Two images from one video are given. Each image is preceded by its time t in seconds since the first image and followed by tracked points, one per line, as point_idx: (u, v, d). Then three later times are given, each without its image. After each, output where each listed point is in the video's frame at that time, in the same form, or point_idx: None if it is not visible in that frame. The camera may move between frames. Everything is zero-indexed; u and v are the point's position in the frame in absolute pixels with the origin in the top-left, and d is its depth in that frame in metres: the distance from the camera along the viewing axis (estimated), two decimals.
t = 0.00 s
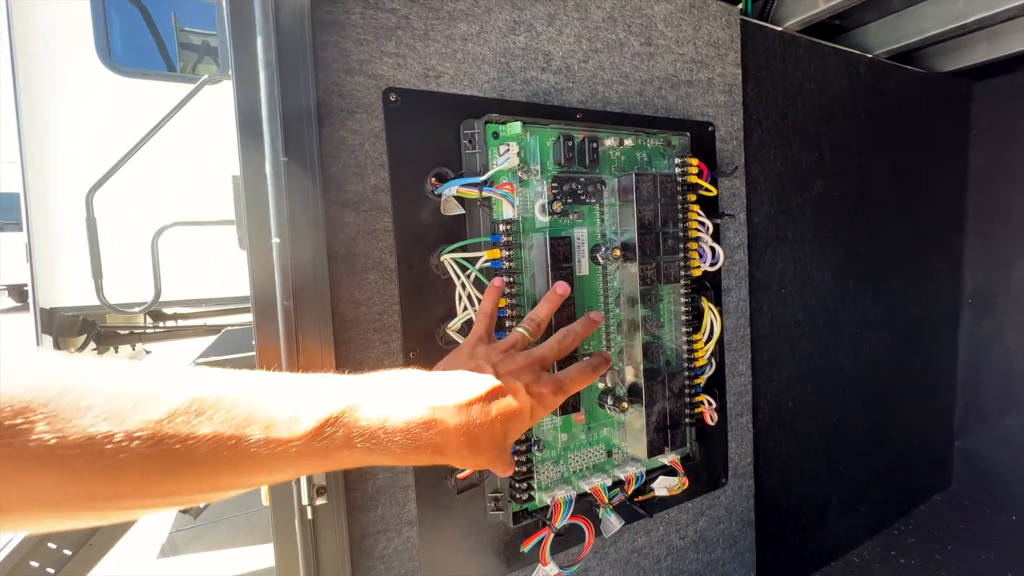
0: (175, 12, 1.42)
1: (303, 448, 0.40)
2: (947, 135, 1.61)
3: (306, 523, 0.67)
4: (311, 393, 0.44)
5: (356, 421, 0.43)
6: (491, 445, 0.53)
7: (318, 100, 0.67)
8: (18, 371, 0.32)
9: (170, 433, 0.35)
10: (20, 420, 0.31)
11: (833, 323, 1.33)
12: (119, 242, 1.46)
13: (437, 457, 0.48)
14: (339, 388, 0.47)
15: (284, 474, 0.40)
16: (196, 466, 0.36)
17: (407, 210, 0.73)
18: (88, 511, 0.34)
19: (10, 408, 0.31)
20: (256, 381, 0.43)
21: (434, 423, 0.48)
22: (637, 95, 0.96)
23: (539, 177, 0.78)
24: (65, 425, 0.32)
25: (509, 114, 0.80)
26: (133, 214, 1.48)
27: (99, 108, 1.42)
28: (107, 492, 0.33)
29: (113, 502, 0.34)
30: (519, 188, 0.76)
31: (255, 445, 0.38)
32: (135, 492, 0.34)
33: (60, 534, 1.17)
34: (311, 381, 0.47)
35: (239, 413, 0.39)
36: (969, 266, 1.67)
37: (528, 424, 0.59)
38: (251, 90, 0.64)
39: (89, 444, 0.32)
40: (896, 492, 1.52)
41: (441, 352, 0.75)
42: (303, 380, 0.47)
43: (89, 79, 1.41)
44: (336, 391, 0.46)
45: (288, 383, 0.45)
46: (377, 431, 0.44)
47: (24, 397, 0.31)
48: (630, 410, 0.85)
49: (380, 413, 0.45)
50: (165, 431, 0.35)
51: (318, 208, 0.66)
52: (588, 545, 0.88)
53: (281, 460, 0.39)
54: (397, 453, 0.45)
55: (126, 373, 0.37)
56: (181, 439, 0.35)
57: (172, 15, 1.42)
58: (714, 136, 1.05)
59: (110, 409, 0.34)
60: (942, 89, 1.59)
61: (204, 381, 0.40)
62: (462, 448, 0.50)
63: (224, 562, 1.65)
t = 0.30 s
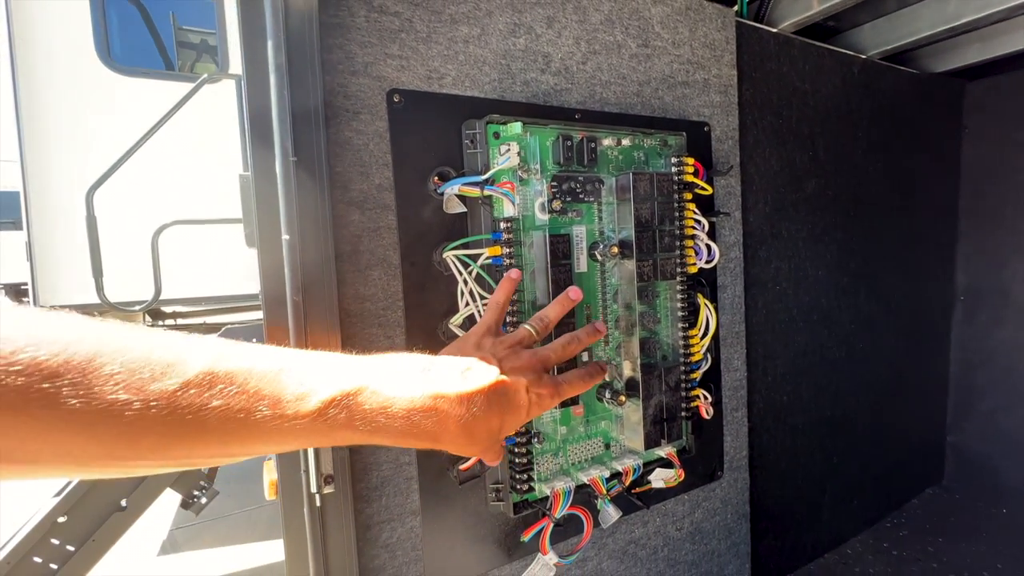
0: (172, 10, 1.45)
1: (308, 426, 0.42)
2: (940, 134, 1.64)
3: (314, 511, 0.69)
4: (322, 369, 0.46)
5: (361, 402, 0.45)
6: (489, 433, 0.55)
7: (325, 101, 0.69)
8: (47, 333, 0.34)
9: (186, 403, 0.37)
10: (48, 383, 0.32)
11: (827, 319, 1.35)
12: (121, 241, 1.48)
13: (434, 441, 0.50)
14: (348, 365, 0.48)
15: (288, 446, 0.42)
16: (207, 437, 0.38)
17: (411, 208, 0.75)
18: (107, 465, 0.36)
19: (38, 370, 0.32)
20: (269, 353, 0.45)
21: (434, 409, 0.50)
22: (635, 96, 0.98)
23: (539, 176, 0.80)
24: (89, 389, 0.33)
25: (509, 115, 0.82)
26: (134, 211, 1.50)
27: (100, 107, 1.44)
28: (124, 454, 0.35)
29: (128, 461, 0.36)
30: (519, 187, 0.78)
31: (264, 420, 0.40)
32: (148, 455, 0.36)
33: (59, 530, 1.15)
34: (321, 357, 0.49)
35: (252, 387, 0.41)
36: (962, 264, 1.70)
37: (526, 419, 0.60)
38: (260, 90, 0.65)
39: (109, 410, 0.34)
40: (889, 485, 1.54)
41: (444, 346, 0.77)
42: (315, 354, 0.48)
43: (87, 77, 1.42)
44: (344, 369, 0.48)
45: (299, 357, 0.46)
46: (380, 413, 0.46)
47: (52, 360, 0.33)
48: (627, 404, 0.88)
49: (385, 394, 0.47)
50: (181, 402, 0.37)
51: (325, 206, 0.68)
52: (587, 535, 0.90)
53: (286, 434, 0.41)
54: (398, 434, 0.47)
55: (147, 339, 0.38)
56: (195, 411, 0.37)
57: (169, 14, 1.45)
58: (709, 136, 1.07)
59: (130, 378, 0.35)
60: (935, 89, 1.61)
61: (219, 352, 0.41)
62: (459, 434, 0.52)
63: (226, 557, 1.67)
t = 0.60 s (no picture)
0: (170, 8, 1.41)
1: (321, 412, 0.42)
2: (940, 131, 1.64)
3: (318, 507, 0.69)
4: (333, 356, 0.46)
5: (373, 388, 0.45)
6: (501, 420, 0.55)
7: (327, 95, 0.69)
8: (60, 321, 0.34)
9: (200, 389, 0.37)
10: (63, 369, 0.32)
11: (827, 316, 1.35)
12: (118, 239, 1.48)
13: (446, 426, 0.50)
14: (359, 351, 0.48)
15: (301, 431, 0.42)
16: (221, 423, 0.38)
17: (413, 204, 0.74)
18: (123, 451, 0.37)
19: (51, 357, 0.32)
20: (281, 338, 0.45)
21: (446, 395, 0.49)
22: (637, 92, 0.98)
23: (541, 171, 0.79)
24: (104, 376, 0.34)
25: (511, 110, 0.81)
26: (132, 209, 1.49)
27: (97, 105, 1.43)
28: (140, 440, 0.36)
29: (144, 447, 0.37)
30: (521, 183, 0.77)
31: (277, 405, 0.40)
32: (162, 441, 0.36)
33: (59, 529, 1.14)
34: (332, 343, 0.48)
35: (265, 373, 0.41)
36: (962, 261, 1.70)
37: (536, 407, 0.60)
38: (263, 84, 0.65)
39: (123, 397, 0.34)
40: (888, 482, 1.55)
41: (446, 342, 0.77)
42: (325, 341, 0.48)
43: (84, 75, 1.41)
44: (355, 355, 0.47)
45: (311, 343, 0.46)
46: (392, 399, 0.46)
47: (63, 346, 0.33)
48: (630, 400, 0.87)
49: (397, 380, 0.47)
50: (194, 387, 0.37)
51: (327, 201, 0.68)
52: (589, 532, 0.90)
53: (299, 419, 0.41)
54: (410, 420, 0.47)
55: (159, 326, 0.38)
56: (209, 397, 0.37)
57: (166, 11, 1.41)
58: (711, 132, 1.06)
59: (143, 364, 0.35)
60: (935, 86, 1.61)
61: (231, 337, 0.41)
62: (472, 421, 0.52)
63: (225, 555, 1.66)
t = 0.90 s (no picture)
0: (166, 5, 1.42)
1: (314, 416, 0.42)
2: (937, 131, 1.64)
3: (319, 506, 0.69)
4: (328, 360, 0.46)
5: (368, 392, 0.46)
6: (496, 423, 0.55)
7: (327, 95, 0.69)
8: (55, 326, 0.34)
9: (193, 392, 0.37)
10: (58, 374, 0.33)
11: (826, 315, 1.36)
12: (114, 239, 1.47)
13: (441, 430, 0.50)
14: (354, 354, 0.49)
15: (296, 434, 0.43)
16: (214, 426, 0.38)
17: (414, 204, 0.75)
18: (122, 456, 0.37)
19: (47, 361, 0.33)
20: (277, 342, 0.45)
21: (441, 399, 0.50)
22: (636, 91, 0.98)
23: (541, 171, 0.79)
24: (99, 380, 0.34)
25: (511, 109, 0.81)
26: (130, 208, 1.49)
27: (93, 103, 1.42)
28: (137, 445, 0.36)
29: (137, 452, 0.37)
30: (522, 182, 0.78)
31: (271, 409, 0.41)
32: (156, 445, 0.37)
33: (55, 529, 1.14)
34: (328, 347, 0.49)
35: (259, 376, 0.41)
36: (959, 260, 1.71)
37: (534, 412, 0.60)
38: (264, 84, 0.65)
39: (119, 401, 0.35)
40: (886, 480, 1.55)
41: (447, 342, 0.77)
42: (321, 345, 0.49)
43: (79, 74, 1.41)
44: (351, 358, 0.48)
45: (306, 348, 0.47)
46: (387, 402, 0.46)
47: (59, 351, 0.33)
48: (629, 400, 0.88)
49: (391, 384, 0.47)
50: (188, 391, 0.37)
51: (328, 200, 0.68)
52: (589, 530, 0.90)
53: (293, 423, 0.42)
54: (405, 424, 0.47)
55: (154, 330, 0.39)
56: (202, 401, 0.38)
57: (162, 8, 1.42)
58: (710, 131, 1.07)
59: (137, 368, 0.36)
60: (933, 86, 1.62)
61: (226, 341, 0.42)
62: (467, 424, 0.52)
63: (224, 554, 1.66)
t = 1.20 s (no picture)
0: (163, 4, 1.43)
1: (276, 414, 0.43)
2: (935, 129, 1.65)
3: (322, 503, 0.69)
4: (294, 358, 0.47)
5: (332, 387, 0.46)
6: (476, 417, 0.54)
7: (329, 93, 0.69)
8: (13, 328, 0.35)
9: (148, 392, 0.38)
10: (11, 374, 0.34)
11: (825, 313, 1.36)
12: (112, 237, 1.47)
13: (415, 423, 0.50)
14: (321, 351, 0.49)
15: (259, 433, 0.43)
16: (171, 426, 0.39)
17: (414, 201, 0.75)
18: (83, 461, 0.38)
19: None
20: (243, 341, 0.46)
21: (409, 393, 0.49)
22: (636, 89, 0.98)
23: (542, 169, 0.79)
24: (52, 380, 0.35)
25: (512, 107, 0.81)
26: (128, 206, 1.48)
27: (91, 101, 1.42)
28: (95, 447, 0.37)
29: (95, 457, 0.38)
30: (522, 180, 0.78)
31: (230, 408, 0.41)
32: (115, 447, 0.38)
33: (56, 528, 1.13)
34: (299, 345, 0.50)
35: (218, 375, 0.42)
36: (957, 258, 1.72)
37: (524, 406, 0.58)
38: (265, 81, 0.65)
39: (73, 401, 0.36)
40: (884, 477, 1.56)
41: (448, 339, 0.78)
42: (290, 343, 0.49)
43: (75, 71, 1.40)
44: (318, 355, 0.48)
45: (274, 346, 0.47)
46: (352, 399, 0.47)
47: (14, 351, 0.34)
48: (630, 397, 0.88)
49: (357, 379, 0.48)
50: (143, 391, 0.38)
51: (330, 198, 0.68)
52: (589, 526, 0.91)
53: (256, 421, 0.42)
54: (372, 420, 0.48)
55: (113, 331, 0.40)
56: (161, 400, 0.39)
57: (159, 6, 1.43)
58: (710, 129, 1.07)
59: (92, 368, 0.37)
60: (932, 84, 1.62)
61: (189, 340, 0.43)
62: (440, 422, 0.52)
63: (223, 552, 1.67)
